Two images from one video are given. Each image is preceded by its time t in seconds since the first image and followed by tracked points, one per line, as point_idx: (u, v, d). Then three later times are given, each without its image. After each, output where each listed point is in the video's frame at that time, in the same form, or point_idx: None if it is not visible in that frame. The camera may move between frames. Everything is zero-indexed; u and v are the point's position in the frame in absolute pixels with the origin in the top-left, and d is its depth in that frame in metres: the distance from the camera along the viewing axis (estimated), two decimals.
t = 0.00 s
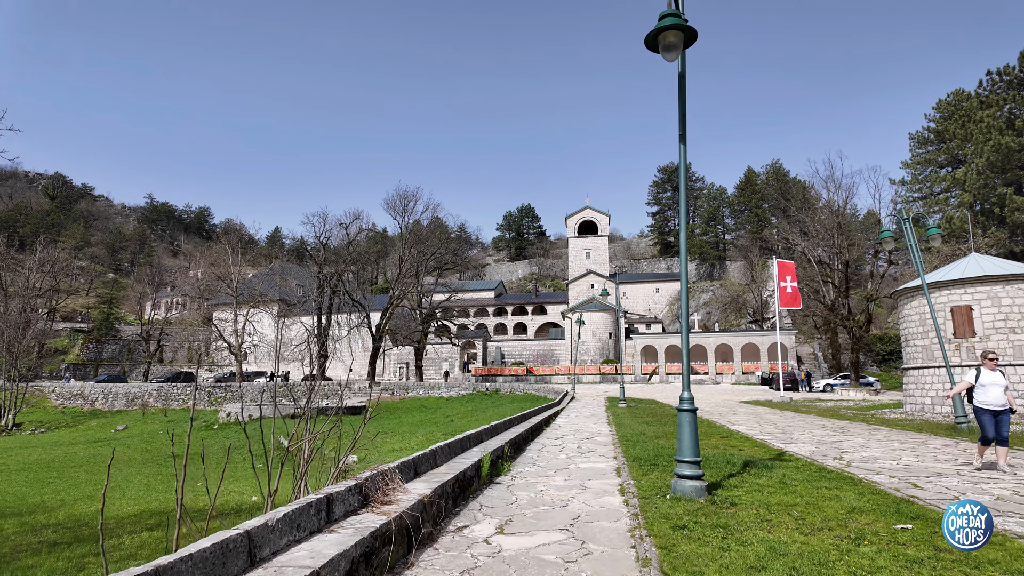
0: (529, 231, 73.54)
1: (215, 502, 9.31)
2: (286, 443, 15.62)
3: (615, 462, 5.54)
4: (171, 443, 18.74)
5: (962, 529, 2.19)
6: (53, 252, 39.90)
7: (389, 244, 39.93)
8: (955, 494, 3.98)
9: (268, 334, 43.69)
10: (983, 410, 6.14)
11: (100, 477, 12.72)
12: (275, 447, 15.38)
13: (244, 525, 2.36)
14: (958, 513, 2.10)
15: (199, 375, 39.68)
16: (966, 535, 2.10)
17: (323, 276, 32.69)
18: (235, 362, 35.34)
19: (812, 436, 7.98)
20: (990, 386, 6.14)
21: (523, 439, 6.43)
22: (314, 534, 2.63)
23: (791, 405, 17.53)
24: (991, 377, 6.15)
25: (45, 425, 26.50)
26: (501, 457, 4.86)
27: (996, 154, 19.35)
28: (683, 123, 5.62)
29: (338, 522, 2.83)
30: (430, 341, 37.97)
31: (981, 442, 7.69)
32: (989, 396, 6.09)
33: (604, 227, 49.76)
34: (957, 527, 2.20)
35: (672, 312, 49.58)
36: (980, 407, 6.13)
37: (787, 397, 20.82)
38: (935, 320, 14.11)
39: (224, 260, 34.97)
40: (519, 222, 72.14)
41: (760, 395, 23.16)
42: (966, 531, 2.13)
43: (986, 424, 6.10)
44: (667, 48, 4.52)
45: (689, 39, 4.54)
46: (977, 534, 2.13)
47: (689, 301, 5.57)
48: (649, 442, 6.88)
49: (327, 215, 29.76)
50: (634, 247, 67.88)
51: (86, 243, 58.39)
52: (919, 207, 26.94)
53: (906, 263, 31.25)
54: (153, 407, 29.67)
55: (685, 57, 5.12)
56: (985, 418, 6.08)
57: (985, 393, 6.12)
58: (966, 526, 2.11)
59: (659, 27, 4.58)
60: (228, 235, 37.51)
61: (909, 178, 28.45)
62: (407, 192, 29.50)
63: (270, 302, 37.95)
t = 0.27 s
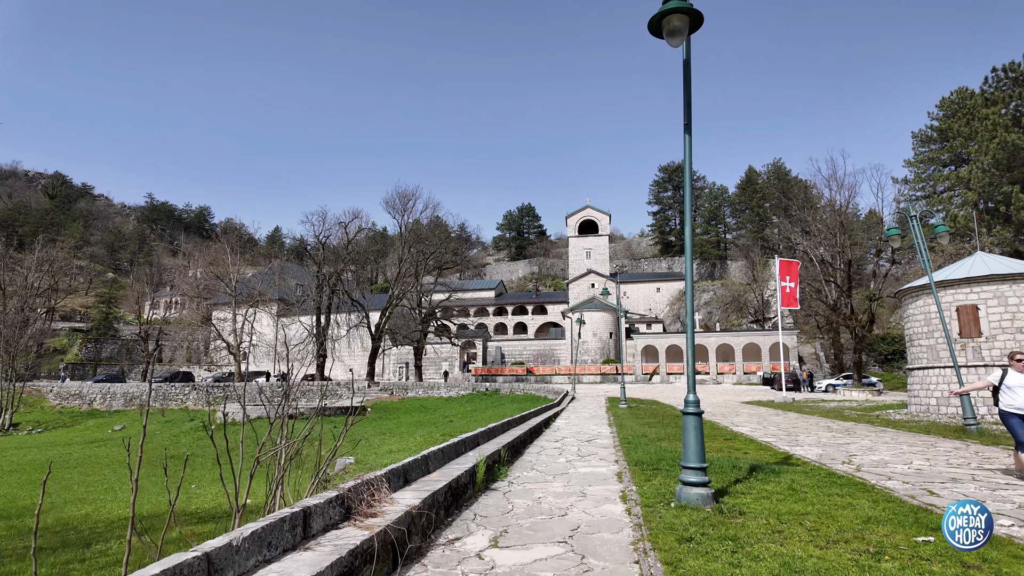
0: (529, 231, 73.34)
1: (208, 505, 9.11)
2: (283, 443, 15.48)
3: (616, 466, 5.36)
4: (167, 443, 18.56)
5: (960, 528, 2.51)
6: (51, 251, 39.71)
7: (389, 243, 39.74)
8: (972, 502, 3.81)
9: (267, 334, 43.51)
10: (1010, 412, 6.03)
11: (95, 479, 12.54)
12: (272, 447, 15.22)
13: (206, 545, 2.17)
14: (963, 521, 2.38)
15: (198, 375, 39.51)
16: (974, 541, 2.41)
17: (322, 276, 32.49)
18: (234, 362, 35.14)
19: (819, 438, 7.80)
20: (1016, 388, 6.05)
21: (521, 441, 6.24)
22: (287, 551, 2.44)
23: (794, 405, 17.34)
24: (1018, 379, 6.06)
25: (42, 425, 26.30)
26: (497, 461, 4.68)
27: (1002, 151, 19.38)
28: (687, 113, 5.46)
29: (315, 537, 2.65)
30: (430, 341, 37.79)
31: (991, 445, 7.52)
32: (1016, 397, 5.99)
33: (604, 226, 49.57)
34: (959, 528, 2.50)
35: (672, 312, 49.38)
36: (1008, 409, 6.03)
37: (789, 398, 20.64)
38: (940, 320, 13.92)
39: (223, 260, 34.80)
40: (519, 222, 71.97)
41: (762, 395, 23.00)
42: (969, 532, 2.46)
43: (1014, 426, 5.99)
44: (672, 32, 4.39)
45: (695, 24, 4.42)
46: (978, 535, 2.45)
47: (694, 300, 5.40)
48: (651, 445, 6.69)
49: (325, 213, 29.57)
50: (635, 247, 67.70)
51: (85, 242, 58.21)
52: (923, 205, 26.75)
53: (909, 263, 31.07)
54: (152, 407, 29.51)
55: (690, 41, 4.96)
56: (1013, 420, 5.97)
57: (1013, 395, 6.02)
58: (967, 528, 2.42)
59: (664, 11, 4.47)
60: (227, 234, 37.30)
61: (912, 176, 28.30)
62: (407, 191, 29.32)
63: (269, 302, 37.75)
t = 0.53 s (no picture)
0: (529, 229, 73.15)
1: (199, 507, 8.92)
2: (278, 443, 15.30)
3: (616, 466, 5.18)
4: (163, 443, 18.39)
5: (960, 529, 2.52)
6: (49, 249, 39.52)
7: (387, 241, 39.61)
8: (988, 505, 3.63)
9: (266, 333, 43.35)
10: None
11: (88, 478, 12.37)
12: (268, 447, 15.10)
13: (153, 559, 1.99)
14: (963, 520, 2.38)
15: (195, 374, 39.34)
16: (973, 542, 2.41)
17: (321, 275, 32.29)
18: (232, 361, 34.95)
19: (823, 437, 7.63)
20: None
21: (517, 441, 6.07)
22: (249, 562, 2.28)
23: (795, 404, 17.17)
24: None
25: (39, 424, 26.11)
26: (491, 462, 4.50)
27: (1006, 147, 19.66)
28: (689, 97, 5.30)
29: (283, 546, 2.49)
30: (429, 340, 37.64)
31: (998, 442, 7.38)
32: None
33: (604, 225, 49.40)
34: (958, 528, 2.51)
35: (672, 310, 49.22)
36: None
37: (790, 396, 20.48)
38: (944, 318, 13.76)
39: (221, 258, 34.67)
40: (519, 221, 71.82)
41: (763, 394, 22.83)
42: (968, 533, 2.47)
43: None
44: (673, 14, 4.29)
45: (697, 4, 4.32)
46: (978, 536, 2.45)
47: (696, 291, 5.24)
48: (651, 444, 6.50)
49: (324, 211, 29.41)
50: (634, 246, 67.56)
51: (84, 241, 58.00)
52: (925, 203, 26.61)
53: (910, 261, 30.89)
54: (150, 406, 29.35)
55: (692, 20, 4.81)
56: None
57: None
58: (966, 528, 2.43)
59: None
60: (226, 232, 37.16)
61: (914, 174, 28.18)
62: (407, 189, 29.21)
63: (267, 301, 37.57)
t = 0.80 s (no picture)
0: (529, 229, 72.98)
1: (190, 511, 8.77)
2: (274, 445, 15.16)
3: (615, 471, 4.99)
4: (159, 444, 18.23)
5: (961, 529, 2.47)
6: (47, 249, 39.32)
7: (386, 240, 39.42)
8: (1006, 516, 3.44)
9: (264, 333, 43.19)
10: None
11: (79, 480, 12.17)
12: (264, 448, 15.00)
13: None
14: (962, 520, 2.34)
15: (194, 374, 39.16)
16: (972, 541, 2.37)
17: (319, 274, 32.09)
18: (230, 361, 34.75)
19: (828, 439, 7.42)
20: None
21: (512, 445, 5.88)
22: None
23: (797, 404, 16.98)
24: None
25: (35, 425, 25.95)
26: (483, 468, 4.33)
27: (1010, 144, 19.80)
28: (692, 84, 5.12)
29: (242, 569, 2.34)
30: (429, 340, 37.47)
31: (1008, 445, 7.18)
32: None
33: (604, 224, 49.22)
34: (959, 528, 2.46)
35: (673, 310, 49.05)
36: None
37: (792, 396, 20.30)
38: (948, 317, 13.57)
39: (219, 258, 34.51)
40: (519, 220, 71.67)
41: (765, 394, 22.63)
42: (969, 533, 2.41)
43: None
44: None
45: None
46: (978, 535, 2.40)
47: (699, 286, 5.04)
48: (651, 447, 6.32)
49: (323, 210, 29.23)
50: (635, 245, 67.37)
51: (83, 241, 57.80)
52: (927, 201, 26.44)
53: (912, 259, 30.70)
54: (147, 407, 29.16)
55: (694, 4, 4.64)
56: None
57: None
58: (967, 529, 2.38)
59: None
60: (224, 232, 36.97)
61: (916, 172, 27.98)
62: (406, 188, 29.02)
63: (266, 301, 37.39)
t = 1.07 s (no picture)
0: (530, 228, 72.79)
1: (183, 511, 8.63)
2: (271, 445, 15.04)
3: (615, 471, 4.83)
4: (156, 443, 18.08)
5: (960, 528, 2.43)
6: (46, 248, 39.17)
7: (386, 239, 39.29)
8: None
9: (264, 331, 43.09)
10: None
11: (73, 480, 12.04)
12: (261, 448, 14.87)
13: None
14: (960, 520, 2.29)
15: (193, 373, 39.05)
16: (972, 541, 2.35)
17: (318, 273, 31.93)
18: (229, 360, 34.64)
19: (833, 438, 7.26)
20: None
21: (508, 445, 5.73)
22: None
23: (799, 403, 16.81)
24: None
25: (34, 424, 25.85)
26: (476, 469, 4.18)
27: (1015, 141, 19.77)
28: (694, 67, 4.97)
29: None
30: (429, 339, 37.34)
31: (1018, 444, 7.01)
32: None
33: (605, 223, 49.03)
34: (958, 528, 2.42)
35: (674, 309, 48.87)
36: None
37: (795, 396, 20.13)
38: (954, 315, 13.38)
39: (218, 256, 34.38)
40: (520, 219, 71.52)
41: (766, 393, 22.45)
42: (969, 532, 2.36)
43: None
44: None
45: None
46: (977, 535, 2.36)
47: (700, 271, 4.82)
48: (652, 447, 6.14)
49: (323, 208, 29.11)
50: (636, 244, 67.18)
51: (83, 240, 57.70)
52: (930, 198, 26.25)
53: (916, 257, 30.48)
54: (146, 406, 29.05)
55: None
56: None
57: None
58: (967, 529, 2.34)
59: None
60: (224, 230, 36.84)
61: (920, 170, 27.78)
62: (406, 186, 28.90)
63: (266, 299, 37.26)
